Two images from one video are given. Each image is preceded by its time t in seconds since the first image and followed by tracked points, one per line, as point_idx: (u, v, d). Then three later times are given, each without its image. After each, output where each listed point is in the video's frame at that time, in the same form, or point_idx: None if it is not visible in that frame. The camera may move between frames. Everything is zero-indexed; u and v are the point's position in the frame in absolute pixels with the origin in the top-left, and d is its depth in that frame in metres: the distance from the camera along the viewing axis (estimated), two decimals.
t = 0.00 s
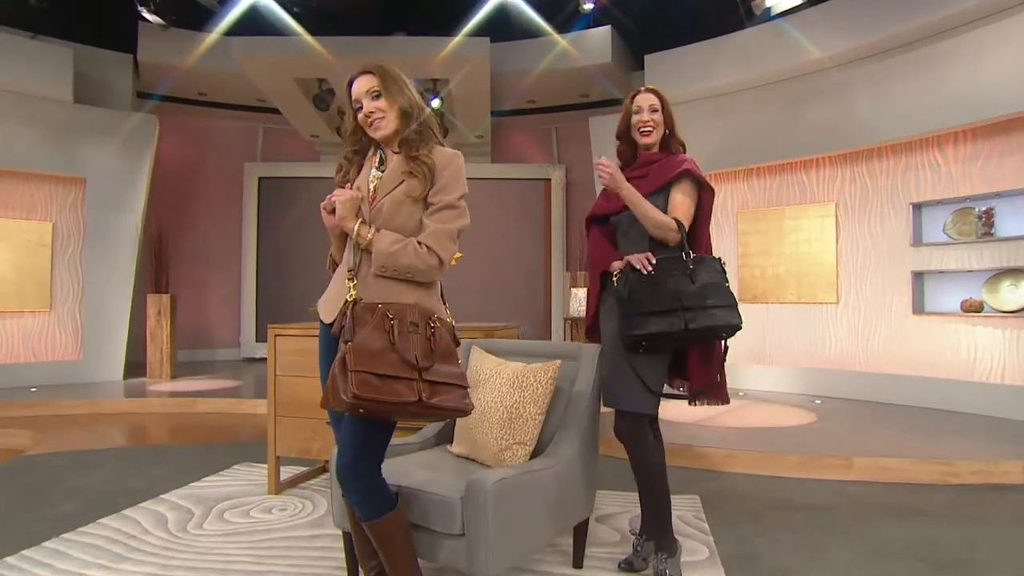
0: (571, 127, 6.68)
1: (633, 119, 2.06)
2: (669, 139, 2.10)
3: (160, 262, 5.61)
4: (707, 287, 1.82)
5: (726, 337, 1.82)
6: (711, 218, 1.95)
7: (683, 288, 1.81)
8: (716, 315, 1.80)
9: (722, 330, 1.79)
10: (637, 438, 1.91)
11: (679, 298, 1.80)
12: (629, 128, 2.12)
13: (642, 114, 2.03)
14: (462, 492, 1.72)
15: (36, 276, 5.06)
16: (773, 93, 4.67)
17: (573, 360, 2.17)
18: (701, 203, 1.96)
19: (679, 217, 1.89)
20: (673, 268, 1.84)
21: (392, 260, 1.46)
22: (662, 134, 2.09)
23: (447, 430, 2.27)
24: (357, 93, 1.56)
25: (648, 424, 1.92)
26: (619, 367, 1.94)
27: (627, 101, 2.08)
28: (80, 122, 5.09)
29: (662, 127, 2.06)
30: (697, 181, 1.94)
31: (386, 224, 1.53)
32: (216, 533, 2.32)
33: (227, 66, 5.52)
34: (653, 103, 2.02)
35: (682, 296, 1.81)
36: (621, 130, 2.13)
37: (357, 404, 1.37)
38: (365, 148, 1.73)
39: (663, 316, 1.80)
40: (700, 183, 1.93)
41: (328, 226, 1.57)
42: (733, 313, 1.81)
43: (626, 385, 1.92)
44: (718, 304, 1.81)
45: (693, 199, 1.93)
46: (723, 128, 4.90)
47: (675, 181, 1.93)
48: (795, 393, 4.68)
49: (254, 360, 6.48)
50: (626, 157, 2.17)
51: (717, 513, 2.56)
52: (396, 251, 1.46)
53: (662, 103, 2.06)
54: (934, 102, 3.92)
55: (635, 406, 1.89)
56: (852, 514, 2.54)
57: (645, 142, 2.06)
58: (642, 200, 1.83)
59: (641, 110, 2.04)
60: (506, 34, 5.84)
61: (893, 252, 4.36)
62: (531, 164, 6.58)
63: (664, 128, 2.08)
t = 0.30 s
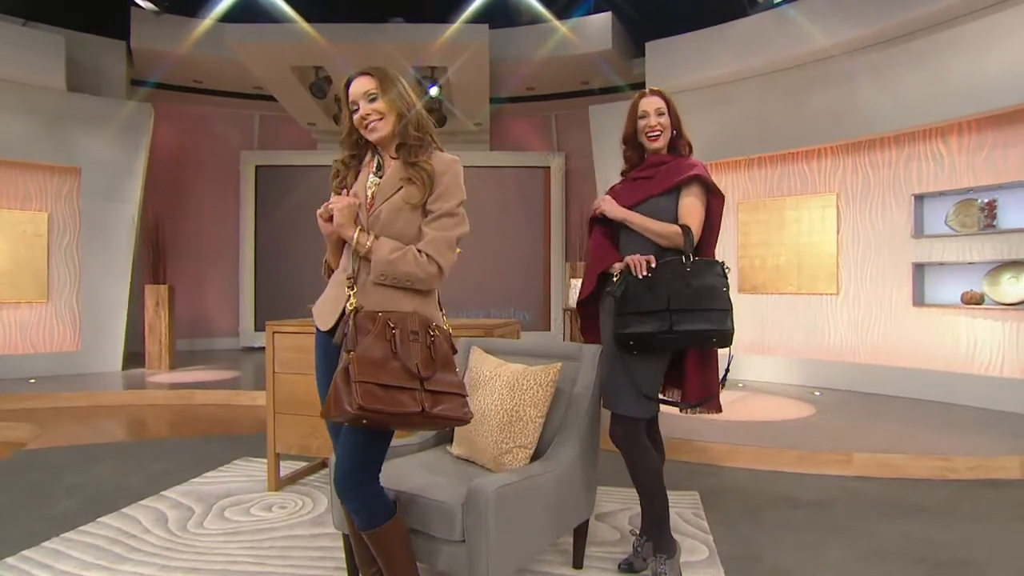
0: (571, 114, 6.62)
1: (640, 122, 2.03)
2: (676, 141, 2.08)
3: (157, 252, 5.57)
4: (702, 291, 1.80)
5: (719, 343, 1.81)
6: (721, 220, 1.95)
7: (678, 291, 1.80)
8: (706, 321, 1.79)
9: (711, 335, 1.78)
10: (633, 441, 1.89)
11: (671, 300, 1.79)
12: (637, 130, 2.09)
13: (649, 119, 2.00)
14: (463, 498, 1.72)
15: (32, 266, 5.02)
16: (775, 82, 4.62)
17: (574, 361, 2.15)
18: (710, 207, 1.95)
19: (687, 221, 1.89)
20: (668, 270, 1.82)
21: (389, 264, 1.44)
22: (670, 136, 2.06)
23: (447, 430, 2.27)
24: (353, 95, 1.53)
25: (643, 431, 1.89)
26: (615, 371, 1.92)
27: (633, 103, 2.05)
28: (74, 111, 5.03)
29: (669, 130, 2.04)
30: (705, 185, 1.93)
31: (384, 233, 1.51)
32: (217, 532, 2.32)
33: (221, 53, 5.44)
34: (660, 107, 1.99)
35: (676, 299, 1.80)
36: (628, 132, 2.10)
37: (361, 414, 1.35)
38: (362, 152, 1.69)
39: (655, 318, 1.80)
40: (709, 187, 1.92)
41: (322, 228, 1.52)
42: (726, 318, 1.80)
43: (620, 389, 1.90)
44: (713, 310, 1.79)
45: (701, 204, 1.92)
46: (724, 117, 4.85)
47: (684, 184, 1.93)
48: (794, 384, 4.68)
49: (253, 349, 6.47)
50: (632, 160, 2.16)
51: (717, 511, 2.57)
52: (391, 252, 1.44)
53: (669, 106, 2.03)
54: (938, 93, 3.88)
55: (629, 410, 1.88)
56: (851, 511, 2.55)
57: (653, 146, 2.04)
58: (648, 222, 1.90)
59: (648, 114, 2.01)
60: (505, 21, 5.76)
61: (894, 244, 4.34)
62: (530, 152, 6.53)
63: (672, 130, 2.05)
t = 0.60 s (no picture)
0: (572, 99, 6.55)
1: (649, 117, 2.01)
2: (683, 140, 2.05)
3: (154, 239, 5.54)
4: (704, 290, 1.79)
5: (721, 344, 1.80)
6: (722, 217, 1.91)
7: (679, 290, 1.79)
8: (708, 322, 1.78)
9: (713, 336, 1.78)
10: (634, 441, 1.88)
11: (672, 300, 1.78)
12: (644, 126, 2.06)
13: (657, 114, 1.98)
14: (464, 499, 1.72)
15: (29, 254, 4.99)
16: (778, 68, 4.56)
17: (575, 359, 2.12)
18: (712, 203, 1.91)
19: (688, 214, 1.86)
20: (669, 270, 1.80)
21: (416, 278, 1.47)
22: (677, 134, 2.04)
23: (447, 428, 2.27)
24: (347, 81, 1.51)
25: (644, 430, 1.89)
26: (616, 369, 1.91)
27: (643, 97, 2.03)
28: (67, 97, 4.98)
29: (677, 127, 2.02)
30: (708, 181, 1.89)
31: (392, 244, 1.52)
32: (219, 528, 2.33)
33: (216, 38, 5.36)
34: (669, 102, 1.97)
35: (677, 299, 1.79)
36: (635, 126, 2.07)
37: (354, 418, 1.35)
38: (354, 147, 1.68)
39: (657, 319, 1.78)
40: (711, 182, 1.88)
41: (325, 259, 1.49)
42: (727, 318, 1.80)
43: (622, 388, 1.89)
44: (714, 310, 1.79)
45: (703, 201, 1.88)
46: (727, 104, 4.80)
47: (685, 178, 1.90)
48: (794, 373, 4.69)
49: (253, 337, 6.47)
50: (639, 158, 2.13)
51: (716, 505, 2.58)
52: (415, 268, 1.47)
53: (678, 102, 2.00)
54: (944, 81, 3.83)
55: (631, 409, 1.87)
56: (851, 506, 2.57)
57: (660, 142, 2.02)
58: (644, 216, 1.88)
59: (657, 109, 1.99)
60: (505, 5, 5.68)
61: (896, 233, 4.32)
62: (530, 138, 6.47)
63: (679, 128, 2.03)
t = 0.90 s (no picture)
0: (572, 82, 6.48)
1: (648, 106, 1.97)
2: (683, 130, 2.01)
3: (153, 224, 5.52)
4: (710, 292, 1.78)
5: (727, 345, 1.80)
6: (727, 212, 1.88)
7: (684, 291, 1.78)
8: (714, 324, 1.76)
9: (720, 338, 1.77)
10: (641, 437, 1.90)
11: (679, 302, 1.77)
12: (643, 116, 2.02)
13: (657, 103, 1.94)
14: (467, 499, 1.72)
15: (28, 241, 4.97)
16: (782, 52, 4.50)
17: (577, 355, 2.11)
18: (716, 198, 1.88)
19: (692, 210, 1.83)
20: (676, 271, 1.80)
21: (405, 285, 1.45)
22: (677, 124, 2.00)
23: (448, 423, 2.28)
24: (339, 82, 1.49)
25: (652, 427, 1.90)
26: (623, 368, 1.91)
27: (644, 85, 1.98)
28: (61, 81, 4.91)
29: (677, 117, 1.98)
30: (710, 176, 1.86)
31: (384, 247, 1.50)
32: (222, 521, 2.35)
33: (211, 20, 5.28)
34: (670, 91, 1.92)
35: (683, 300, 1.77)
36: (634, 114, 2.03)
37: (349, 422, 1.34)
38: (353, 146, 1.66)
39: (663, 321, 1.78)
40: (714, 178, 1.85)
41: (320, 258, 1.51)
42: (732, 322, 1.78)
43: (629, 386, 1.89)
44: (719, 313, 1.77)
45: (706, 196, 1.85)
46: (729, 89, 4.74)
47: (687, 174, 1.87)
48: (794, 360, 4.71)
49: (253, 322, 6.47)
50: (637, 147, 2.09)
51: (716, 496, 2.60)
52: (404, 274, 1.45)
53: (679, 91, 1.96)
54: (950, 67, 3.78)
55: (637, 407, 1.88)
56: (850, 497, 2.58)
57: (659, 132, 1.97)
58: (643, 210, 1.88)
59: (657, 98, 1.94)
60: None
61: (898, 220, 4.30)
62: (530, 121, 6.41)
63: (680, 118, 1.99)
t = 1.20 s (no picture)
0: (573, 65, 6.41)
1: (648, 101, 1.93)
2: (682, 124, 1.99)
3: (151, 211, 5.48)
4: (719, 297, 1.80)
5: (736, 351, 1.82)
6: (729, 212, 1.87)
7: (693, 297, 1.80)
8: (723, 332, 1.79)
9: (729, 345, 1.78)
10: (650, 435, 1.92)
11: (687, 310, 1.80)
12: (641, 110, 1.99)
13: (656, 98, 1.90)
14: (470, 500, 1.73)
15: (25, 229, 4.94)
16: (786, 37, 4.43)
17: (579, 353, 2.11)
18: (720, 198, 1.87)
19: (698, 212, 1.83)
20: (684, 277, 1.83)
21: (401, 285, 1.43)
22: (676, 119, 1.97)
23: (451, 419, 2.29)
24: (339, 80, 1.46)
25: (661, 424, 1.92)
26: (630, 372, 1.92)
27: (642, 79, 1.94)
28: (55, 66, 4.84)
29: (677, 112, 1.95)
30: (714, 175, 1.85)
31: (383, 246, 1.47)
32: (226, 515, 2.36)
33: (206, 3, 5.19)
34: (669, 86, 1.89)
35: (692, 307, 1.80)
36: (632, 109, 1.99)
37: (329, 424, 1.37)
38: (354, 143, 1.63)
39: (672, 329, 1.80)
40: (717, 178, 1.84)
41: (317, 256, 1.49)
42: (741, 328, 1.80)
43: (638, 390, 1.91)
44: (728, 319, 1.79)
45: (712, 197, 1.84)
46: (732, 75, 4.68)
47: (690, 175, 1.85)
48: (794, 348, 4.72)
49: (253, 308, 6.47)
50: (635, 142, 2.06)
51: (716, 490, 2.62)
52: (401, 273, 1.43)
53: (678, 84, 1.92)
54: (957, 55, 3.73)
55: (647, 410, 1.89)
56: (849, 492, 2.61)
57: (658, 129, 1.95)
58: (648, 213, 1.88)
59: (655, 94, 1.90)
60: None
61: (900, 210, 4.28)
62: (530, 106, 6.35)
63: (679, 112, 1.96)
